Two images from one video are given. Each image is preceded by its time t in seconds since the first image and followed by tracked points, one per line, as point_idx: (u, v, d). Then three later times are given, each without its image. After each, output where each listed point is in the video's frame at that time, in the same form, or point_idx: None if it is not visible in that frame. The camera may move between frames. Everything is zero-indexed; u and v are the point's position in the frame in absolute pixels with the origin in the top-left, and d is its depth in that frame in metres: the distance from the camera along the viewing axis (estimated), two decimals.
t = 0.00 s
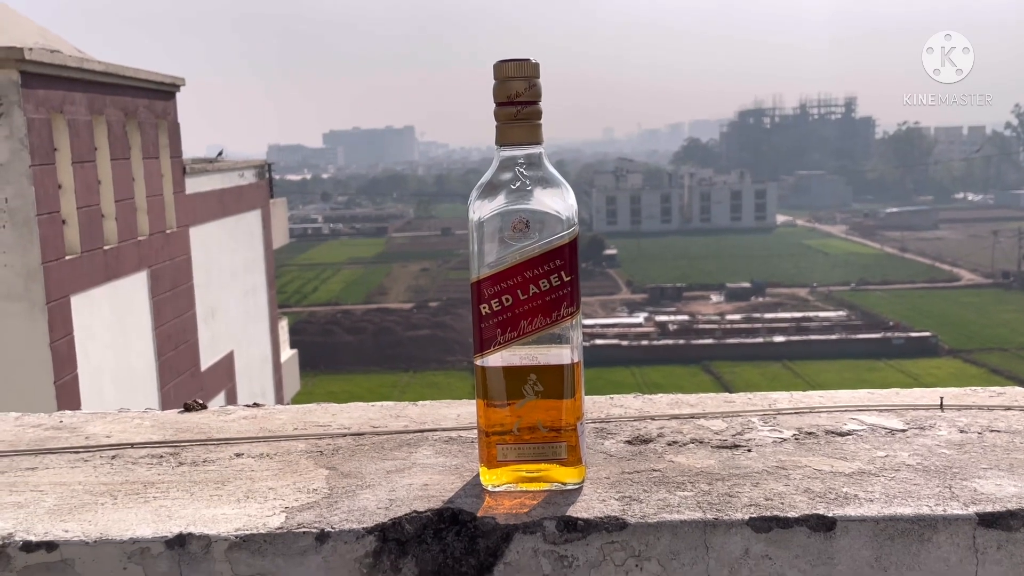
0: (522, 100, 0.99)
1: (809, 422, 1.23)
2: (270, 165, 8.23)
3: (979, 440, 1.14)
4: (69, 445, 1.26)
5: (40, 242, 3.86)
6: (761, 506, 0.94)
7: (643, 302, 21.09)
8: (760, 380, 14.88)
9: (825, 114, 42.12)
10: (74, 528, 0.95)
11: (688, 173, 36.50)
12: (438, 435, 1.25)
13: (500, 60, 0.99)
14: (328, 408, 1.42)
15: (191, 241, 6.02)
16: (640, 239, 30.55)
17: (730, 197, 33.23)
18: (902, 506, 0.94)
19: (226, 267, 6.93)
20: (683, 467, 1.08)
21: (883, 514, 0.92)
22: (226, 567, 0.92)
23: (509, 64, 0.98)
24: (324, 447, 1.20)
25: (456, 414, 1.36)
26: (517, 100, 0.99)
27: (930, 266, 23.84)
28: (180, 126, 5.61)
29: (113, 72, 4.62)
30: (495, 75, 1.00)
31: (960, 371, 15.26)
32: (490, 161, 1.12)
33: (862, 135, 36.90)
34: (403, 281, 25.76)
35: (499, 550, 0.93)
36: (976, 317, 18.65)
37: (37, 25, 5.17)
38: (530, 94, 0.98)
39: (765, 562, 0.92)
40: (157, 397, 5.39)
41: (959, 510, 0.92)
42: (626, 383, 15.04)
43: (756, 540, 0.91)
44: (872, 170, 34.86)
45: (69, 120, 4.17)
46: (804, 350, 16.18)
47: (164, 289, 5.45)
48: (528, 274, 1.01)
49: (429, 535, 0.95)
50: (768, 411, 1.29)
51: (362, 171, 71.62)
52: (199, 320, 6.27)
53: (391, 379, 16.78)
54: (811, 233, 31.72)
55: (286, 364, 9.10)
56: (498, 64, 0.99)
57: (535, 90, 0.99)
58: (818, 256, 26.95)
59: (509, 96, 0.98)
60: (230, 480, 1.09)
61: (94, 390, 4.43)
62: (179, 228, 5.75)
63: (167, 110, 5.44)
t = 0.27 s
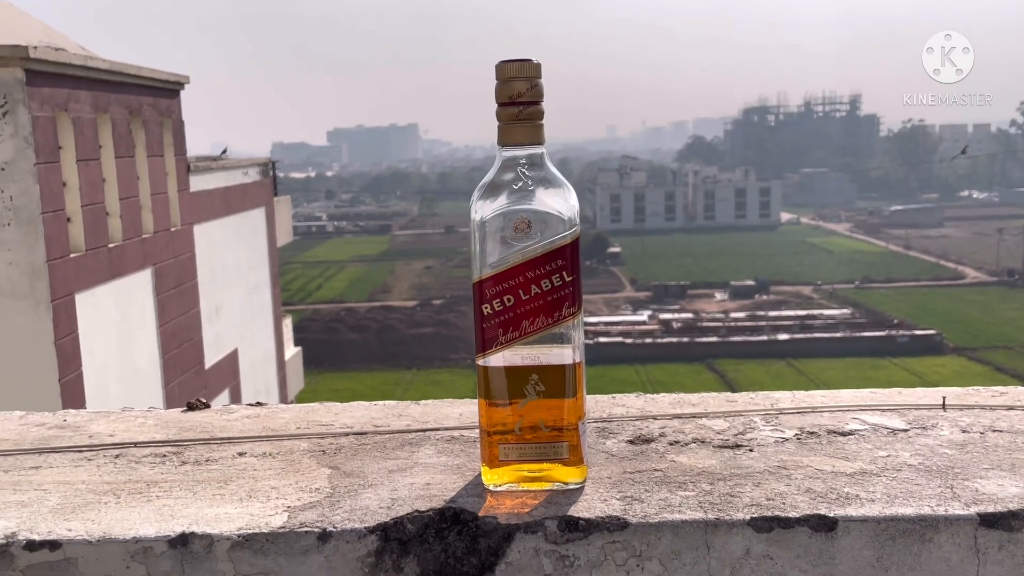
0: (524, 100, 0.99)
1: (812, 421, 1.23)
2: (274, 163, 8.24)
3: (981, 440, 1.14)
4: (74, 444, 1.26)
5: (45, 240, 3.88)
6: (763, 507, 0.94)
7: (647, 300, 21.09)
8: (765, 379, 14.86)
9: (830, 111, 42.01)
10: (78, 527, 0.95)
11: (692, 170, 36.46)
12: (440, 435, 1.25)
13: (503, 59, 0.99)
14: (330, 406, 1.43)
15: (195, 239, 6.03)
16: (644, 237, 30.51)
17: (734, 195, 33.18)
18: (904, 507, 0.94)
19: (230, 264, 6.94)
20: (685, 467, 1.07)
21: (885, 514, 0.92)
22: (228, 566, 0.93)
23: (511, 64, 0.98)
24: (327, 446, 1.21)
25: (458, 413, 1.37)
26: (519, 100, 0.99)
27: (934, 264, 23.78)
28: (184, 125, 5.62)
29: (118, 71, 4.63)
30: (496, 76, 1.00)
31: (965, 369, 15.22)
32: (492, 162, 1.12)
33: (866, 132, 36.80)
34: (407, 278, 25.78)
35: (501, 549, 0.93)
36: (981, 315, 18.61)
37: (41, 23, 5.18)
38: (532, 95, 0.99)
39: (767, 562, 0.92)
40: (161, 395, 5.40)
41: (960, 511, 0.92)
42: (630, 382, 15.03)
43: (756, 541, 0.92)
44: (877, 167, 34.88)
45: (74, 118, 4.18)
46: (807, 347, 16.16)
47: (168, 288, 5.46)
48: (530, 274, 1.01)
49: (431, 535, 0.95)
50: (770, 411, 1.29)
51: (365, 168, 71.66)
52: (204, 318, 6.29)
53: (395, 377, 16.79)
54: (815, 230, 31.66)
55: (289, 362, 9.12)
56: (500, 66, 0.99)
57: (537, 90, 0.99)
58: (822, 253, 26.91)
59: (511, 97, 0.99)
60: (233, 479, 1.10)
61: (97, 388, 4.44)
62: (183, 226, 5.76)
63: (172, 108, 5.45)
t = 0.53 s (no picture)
0: (524, 98, 0.98)
1: (814, 421, 1.23)
2: (276, 161, 8.24)
3: (982, 439, 1.14)
4: (75, 442, 1.26)
5: (47, 239, 3.87)
6: (762, 506, 0.94)
7: (649, 299, 21.08)
8: (767, 378, 14.83)
9: (832, 111, 41.95)
10: (78, 525, 0.96)
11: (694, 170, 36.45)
12: (442, 433, 1.25)
13: (503, 57, 0.99)
14: (330, 405, 1.42)
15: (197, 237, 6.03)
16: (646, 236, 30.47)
17: (736, 194, 33.15)
18: (906, 507, 0.93)
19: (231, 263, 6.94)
20: (685, 466, 1.07)
21: (887, 514, 0.92)
22: (228, 565, 0.92)
23: (512, 62, 0.98)
24: (328, 444, 1.21)
25: (459, 411, 1.36)
26: (519, 98, 0.99)
27: (936, 264, 23.74)
28: (187, 123, 5.62)
29: (120, 69, 4.64)
30: (498, 73, 0.99)
31: (967, 369, 15.19)
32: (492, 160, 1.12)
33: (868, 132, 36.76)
34: (409, 277, 25.77)
35: (501, 548, 0.93)
36: (983, 315, 18.59)
37: (44, 21, 5.18)
38: (533, 93, 0.98)
39: (767, 560, 0.92)
40: (163, 394, 5.40)
41: (962, 509, 0.92)
42: (631, 381, 15.01)
43: (757, 540, 0.91)
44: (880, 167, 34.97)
45: (76, 116, 4.18)
46: (809, 348, 16.14)
47: (170, 286, 5.46)
48: (531, 273, 1.01)
49: (431, 533, 0.95)
50: (771, 410, 1.29)
51: (367, 167, 71.65)
52: (205, 317, 6.29)
53: (396, 376, 16.78)
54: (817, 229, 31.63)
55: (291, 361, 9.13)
56: (501, 63, 0.99)
57: (538, 87, 0.98)
58: (824, 253, 26.89)
59: (512, 94, 0.98)
60: (233, 477, 1.09)
61: (99, 386, 4.44)
62: (185, 225, 5.76)
63: (174, 107, 5.45)
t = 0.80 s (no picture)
0: (527, 97, 0.99)
1: (814, 421, 1.23)
2: (277, 159, 8.24)
3: (982, 440, 1.14)
4: (76, 440, 1.26)
5: (48, 236, 3.87)
6: (765, 506, 0.94)
7: (649, 299, 21.07)
8: (767, 378, 14.84)
9: (833, 111, 41.96)
10: (79, 522, 0.96)
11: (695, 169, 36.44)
12: (442, 432, 1.25)
13: (506, 56, 0.99)
14: (331, 404, 1.42)
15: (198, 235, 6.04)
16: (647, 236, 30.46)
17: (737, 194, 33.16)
18: (909, 506, 0.93)
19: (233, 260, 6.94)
20: (685, 466, 1.07)
21: (887, 514, 0.92)
22: (229, 562, 0.93)
23: (513, 62, 0.98)
24: (328, 443, 1.21)
25: (459, 410, 1.36)
26: (522, 97, 0.99)
27: (937, 264, 23.74)
28: (188, 122, 5.63)
29: (121, 68, 4.64)
30: (499, 73, 1.00)
31: (967, 371, 15.18)
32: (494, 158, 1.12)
33: (869, 133, 36.76)
34: (409, 276, 25.78)
35: (501, 548, 0.94)
36: (984, 316, 18.59)
37: (46, 19, 5.19)
38: (536, 91, 0.98)
39: (767, 560, 0.92)
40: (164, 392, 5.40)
41: (962, 510, 0.92)
42: (631, 381, 15.02)
43: (757, 539, 0.91)
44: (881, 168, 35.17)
45: (77, 114, 4.17)
46: (809, 349, 16.15)
47: (171, 285, 5.47)
48: (532, 272, 1.01)
49: (432, 531, 0.95)
50: (771, 410, 1.29)
51: (368, 166, 71.65)
52: (207, 314, 6.30)
53: (397, 375, 16.78)
54: (818, 229, 31.62)
55: (292, 359, 9.13)
56: (503, 62, 0.99)
57: (540, 87, 0.99)
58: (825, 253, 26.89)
59: (514, 93, 0.98)
60: (234, 476, 1.10)
61: (100, 384, 4.44)
62: (187, 223, 5.76)
63: (175, 105, 5.46)
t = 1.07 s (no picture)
0: (525, 94, 0.98)
1: (812, 419, 1.23)
2: (277, 158, 8.24)
3: (982, 439, 1.13)
4: (72, 435, 1.26)
5: (47, 234, 3.87)
6: (762, 503, 0.94)
7: (649, 300, 21.07)
8: (766, 379, 14.84)
9: (833, 112, 42.01)
10: (73, 518, 0.95)
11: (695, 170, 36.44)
12: (439, 429, 1.25)
13: (504, 52, 0.98)
14: (328, 401, 1.42)
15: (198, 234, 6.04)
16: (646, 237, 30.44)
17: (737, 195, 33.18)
18: (905, 505, 0.93)
19: (232, 259, 6.93)
20: (684, 464, 1.07)
21: (885, 511, 0.91)
22: (225, 557, 0.92)
23: (513, 57, 0.98)
24: (325, 440, 1.20)
25: (457, 408, 1.36)
26: (520, 93, 0.98)
27: (937, 266, 23.76)
28: (189, 120, 5.63)
29: (121, 66, 4.64)
30: (498, 68, 0.99)
31: (966, 372, 15.18)
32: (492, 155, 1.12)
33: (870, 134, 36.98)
34: (409, 276, 25.77)
35: (498, 545, 0.93)
36: (983, 317, 18.61)
37: (46, 17, 5.19)
38: (534, 88, 0.98)
39: (765, 557, 0.91)
40: (163, 390, 5.40)
41: (960, 509, 0.92)
42: (631, 381, 15.02)
43: (755, 537, 0.91)
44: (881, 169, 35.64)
45: (78, 112, 4.18)
46: (809, 349, 16.14)
47: (171, 283, 5.47)
48: (531, 268, 1.00)
49: (429, 528, 0.95)
50: (771, 409, 1.28)
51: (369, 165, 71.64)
52: (206, 313, 6.29)
53: (396, 375, 16.78)
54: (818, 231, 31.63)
55: (292, 358, 9.14)
56: (501, 57, 0.98)
57: (539, 83, 0.98)
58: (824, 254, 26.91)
59: (513, 90, 0.98)
60: (230, 471, 1.09)
61: (100, 382, 4.45)
62: (187, 221, 5.76)
63: (176, 103, 5.46)
